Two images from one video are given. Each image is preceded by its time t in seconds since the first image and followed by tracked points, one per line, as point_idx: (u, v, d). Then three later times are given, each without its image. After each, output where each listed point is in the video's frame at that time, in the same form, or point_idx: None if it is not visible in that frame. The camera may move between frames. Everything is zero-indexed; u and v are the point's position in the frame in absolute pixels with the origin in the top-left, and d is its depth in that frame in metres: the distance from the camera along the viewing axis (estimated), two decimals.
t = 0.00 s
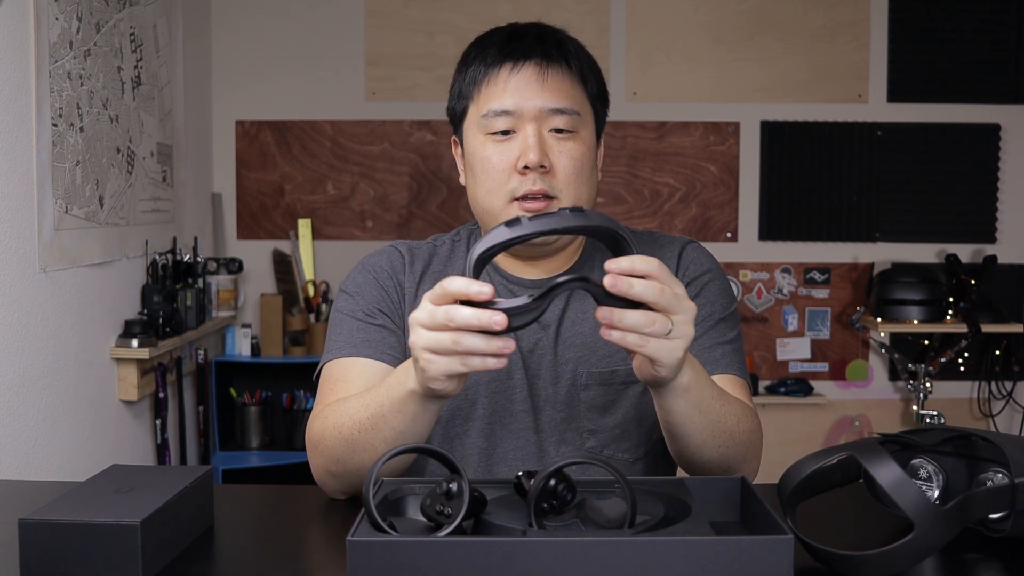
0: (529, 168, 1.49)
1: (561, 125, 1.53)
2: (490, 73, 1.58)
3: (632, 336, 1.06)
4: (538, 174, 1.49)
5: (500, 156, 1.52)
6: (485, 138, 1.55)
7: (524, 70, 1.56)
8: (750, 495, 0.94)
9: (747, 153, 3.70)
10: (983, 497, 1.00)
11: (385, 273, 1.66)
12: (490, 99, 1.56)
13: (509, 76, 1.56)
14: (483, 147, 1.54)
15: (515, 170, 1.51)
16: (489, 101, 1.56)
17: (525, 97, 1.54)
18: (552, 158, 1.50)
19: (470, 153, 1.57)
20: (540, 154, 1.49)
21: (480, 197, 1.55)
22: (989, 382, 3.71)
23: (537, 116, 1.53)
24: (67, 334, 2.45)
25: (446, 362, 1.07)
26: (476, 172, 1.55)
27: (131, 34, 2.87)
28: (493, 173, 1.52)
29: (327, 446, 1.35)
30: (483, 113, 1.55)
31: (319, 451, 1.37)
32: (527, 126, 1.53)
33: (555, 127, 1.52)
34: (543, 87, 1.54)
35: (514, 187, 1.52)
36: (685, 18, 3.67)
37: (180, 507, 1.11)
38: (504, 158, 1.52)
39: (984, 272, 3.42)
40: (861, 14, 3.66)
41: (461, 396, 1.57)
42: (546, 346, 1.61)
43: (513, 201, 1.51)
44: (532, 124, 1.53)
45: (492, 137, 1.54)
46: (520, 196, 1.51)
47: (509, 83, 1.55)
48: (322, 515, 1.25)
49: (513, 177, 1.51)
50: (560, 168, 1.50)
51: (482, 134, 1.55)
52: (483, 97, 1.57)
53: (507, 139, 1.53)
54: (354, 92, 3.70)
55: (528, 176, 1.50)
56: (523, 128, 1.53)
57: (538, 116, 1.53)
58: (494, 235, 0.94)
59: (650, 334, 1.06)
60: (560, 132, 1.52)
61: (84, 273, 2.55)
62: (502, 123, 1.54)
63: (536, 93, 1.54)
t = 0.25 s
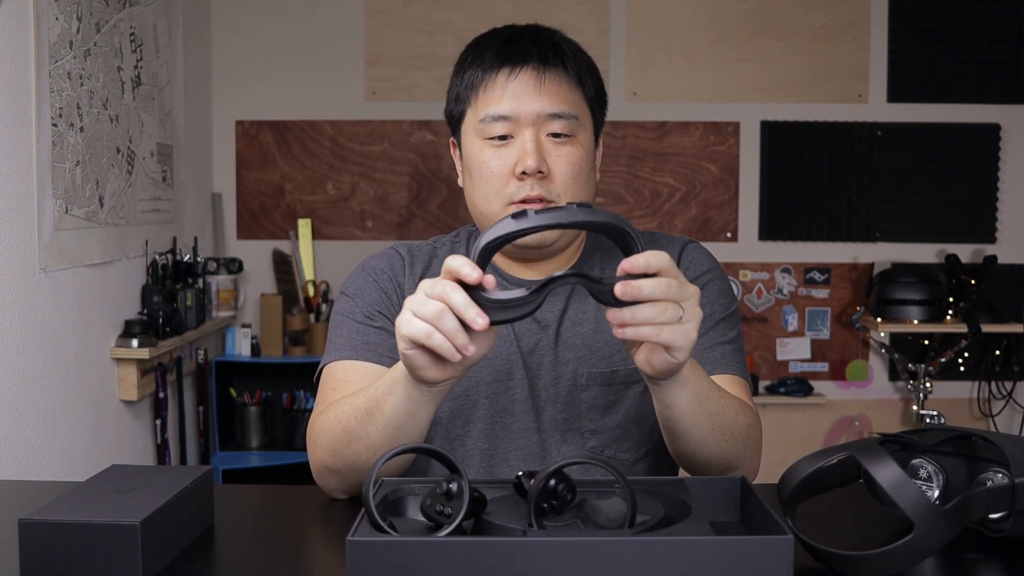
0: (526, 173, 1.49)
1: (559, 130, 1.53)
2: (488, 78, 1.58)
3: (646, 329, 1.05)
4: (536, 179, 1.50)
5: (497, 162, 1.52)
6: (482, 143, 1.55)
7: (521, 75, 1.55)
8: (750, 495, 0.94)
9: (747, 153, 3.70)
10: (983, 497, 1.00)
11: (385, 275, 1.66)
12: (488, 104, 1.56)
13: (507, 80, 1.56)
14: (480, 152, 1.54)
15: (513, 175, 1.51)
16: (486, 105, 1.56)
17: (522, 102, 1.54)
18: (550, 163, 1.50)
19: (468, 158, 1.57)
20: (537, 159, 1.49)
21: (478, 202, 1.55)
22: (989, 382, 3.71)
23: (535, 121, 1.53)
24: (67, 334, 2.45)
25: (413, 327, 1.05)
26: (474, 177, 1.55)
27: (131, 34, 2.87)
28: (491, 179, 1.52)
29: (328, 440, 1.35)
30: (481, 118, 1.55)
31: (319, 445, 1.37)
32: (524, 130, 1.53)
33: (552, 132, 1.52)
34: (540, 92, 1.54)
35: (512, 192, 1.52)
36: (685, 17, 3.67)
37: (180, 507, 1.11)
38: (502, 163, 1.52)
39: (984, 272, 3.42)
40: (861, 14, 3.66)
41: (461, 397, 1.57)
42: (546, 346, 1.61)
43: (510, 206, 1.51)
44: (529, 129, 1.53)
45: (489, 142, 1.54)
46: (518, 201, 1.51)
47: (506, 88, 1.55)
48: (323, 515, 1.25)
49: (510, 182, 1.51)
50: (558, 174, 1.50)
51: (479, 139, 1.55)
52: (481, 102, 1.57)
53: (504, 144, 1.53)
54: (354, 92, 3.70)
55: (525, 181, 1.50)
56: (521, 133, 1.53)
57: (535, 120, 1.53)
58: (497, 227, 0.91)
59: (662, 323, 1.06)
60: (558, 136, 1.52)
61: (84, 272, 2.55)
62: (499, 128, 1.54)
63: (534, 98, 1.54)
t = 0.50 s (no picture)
0: (528, 173, 1.49)
1: (560, 129, 1.52)
2: (488, 78, 1.58)
3: (641, 304, 1.05)
4: (537, 179, 1.49)
5: (498, 161, 1.52)
6: (483, 143, 1.54)
7: (521, 75, 1.55)
8: (749, 494, 0.94)
9: (748, 153, 3.70)
10: (982, 498, 1.00)
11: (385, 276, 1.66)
12: (488, 103, 1.55)
13: (506, 80, 1.55)
14: (481, 152, 1.54)
15: (513, 175, 1.51)
16: (486, 105, 1.55)
17: (522, 101, 1.53)
18: (551, 163, 1.50)
19: (468, 159, 1.57)
20: (538, 159, 1.49)
21: (479, 203, 1.55)
22: (989, 382, 3.71)
23: (535, 121, 1.53)
24: (68, 334, 2.45)
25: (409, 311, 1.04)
26: (475, 178, 1.55)
27: (131, 34, 2.87)
28: (492, 179, 1.52)
29: (328, 437, 1.36)
30: (480, 118, 1.55)
31: (319, 443, 1.38)
32: (524, 130, 1.53)
33: (552, 131, 1.52)
34: (540, 91, 1.54)
35: (513, 193, 1.52)
36: (685, 17, 3.67)
37: (179, 506, 1.10)
38: (502, 163, 1.51)
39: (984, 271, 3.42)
40: (861, 14, 3.66)
41: (462, 398, 1.57)
42: (547, 347, 1.61)
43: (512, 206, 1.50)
44: (530, 128, 1.52)
45: (490, 142, 1.54)
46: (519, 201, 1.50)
47: (506, 87, 1.55)
48: (322, 515, 1.25)
49: (511, 182, 1.51)
50: (559, 174, 1.50)
51: (480, 139, 1.55)
52: (481, 102, 1.57)
53: (505, 144, 1.53)
54: (354, 92, 3.70)
55: (527, 181, 1.50)
56: (521, 132, 1.53)
57: (536, 120, 1.53)
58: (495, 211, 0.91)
59: (657, 298, 1.06)
60: (558, 136, 1.52)
61: (84, 272, 2.55)
62: (500, 127, 1.53)
63: (534, 97, 1.53)
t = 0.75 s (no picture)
0: (530, 172, 1.49)
1: (561, 128, 1.52)
2: (488, 78, 1.58)
3: (643, 297, 1.05)
4: (540, 178, 1.49)
5: (500, 162, 1.51)
6: (484, 144, 1.54)
7: (522, 75, 1.55)
8: (749, 494, 0.94)
9: (748, 153, 3.70)
10: (982, 498, 1.00)
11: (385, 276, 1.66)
12: (489, 104, 1.55)
13: (507, 80, 1.56)
14: (483, 153, 1.54)
15: (516, 175, 1.51)
16: (487, 105, 1.55)
17: (523, 101, 1.54)
18: (553, 162, 1.50)
19: (470, 160, 1.57)
20: (541, 158, 1.49)
21: (481, 203, 1.55)
22: (989, 382, 3.71)
23: (537, 120, 1.53)
24: (68, 335, 2.45)
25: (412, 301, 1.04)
26: (476, 178, 1.55)
27: (131, 34, 2.87)
28: (495, 179, 1.52)
29: (329, 436, 1.35)
30: (482, 118, 1.55)
31: (319, 443, 1.38)
32: (526, 130, 1.53)
33: (554, 130, 1.52)
34: (541, 90, 1.54)
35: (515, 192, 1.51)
36: (685, 17, 3.67)
37: (179, 507, 1.10)
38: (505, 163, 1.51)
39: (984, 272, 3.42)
40: (861, 14, 3.66)
41: (462, 398, 1.57)
42: (547, 347, 1.61)
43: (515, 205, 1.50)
44: (531, 128, 1.52)
45: (491, 142, 1.54)
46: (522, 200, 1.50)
47: (507, 88, 1.55)
48: (322, 515, 1.25)
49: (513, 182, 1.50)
50: (562, 172, 1.50)
51: (481, 140, 1.55)
52: (482, 103, 1.57)
53: (507, 144, 1.53)
54: (354, 92, 3.70)
55: (529, 180, 1.49)
56: (523, 132, 1.53)
57: (537, 119, 1.52)
58: (498, 207, 0.92)
59: (658, 291, 1.06)
60: (560, 135, 1.52)
61: (84, 272, 2.55)
62: (501, 127, 1.53)
63: (535, 97, 1.53)
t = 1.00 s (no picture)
0: (526, 174, 1.49)
1: (557, 130, 1.52)
2: (485, 80, 1.58)
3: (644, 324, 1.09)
4: (536, 180, 1.49)
5: (497, 163, 1.52)
6: (481, 146, 1.54)
7: (518, 76, 1.55)
8: (749, 494, 0.94)
9: (748, 153, 3.70)
10: (982, 498, 1.00)
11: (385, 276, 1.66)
12: (486, 105, 1.55)
13: (504, 81, 1.56)
14: (479, 155, 1.54)
15: (512, 177, 1.51)
16: (484, 107, 1.56)
17: (520, 102, 1.54)
18: (549, 164, 1.49)
19: (466, 161, 1.57)
20: (537, 160, 1.49)
21: (478, 204, 1.55)
22: (989, 382, 3.71)
23: (533, 122, 1.53)
24: (67, 335, 2.45)
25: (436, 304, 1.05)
26: (473, 180, 1.55)
27: (131, 34, 2.87)
28: (491, 181, 1.52)
29: (327, 436, 1.35)
30: (478, 120, 1.55)
31: (320, 442, 1.37)
32: (522, 131, 1.53)
33: (551, 131, 1.52)
34: (538, 92, 1.54)
35: (512, 194, 1.51)
36: (685, 17, 3.67)
37: (180, 507, 1.11)
38: (501, 165, 1.51)
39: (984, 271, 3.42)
40: (861, 14, 3.66)
41: (461, 398, 1.57)
42: (547, 346, 1.61)
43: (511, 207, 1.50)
44: (528, 129, 1.53)
45: (488, 144, 1.54)
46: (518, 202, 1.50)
47: (504, 89, 1.55)
48: (322, 515, 1.25)
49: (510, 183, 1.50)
50: (558, 174, 1.50)
51: (478, 141, 1.55)
52: (478, 104, 1.57)
53: (503, 146, 1.53)
54: (354, 92, 3.70)
55: (525, 182, 1.49)
56: (519, 133, 1.53)
57: (533, 121, 1.53)
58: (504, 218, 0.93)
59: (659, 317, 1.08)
60: (556, 137, 1.52)
61: (84, 272, 2.55)
62: (497, 129, 1.53)
63: (531, 99, 1.54)
